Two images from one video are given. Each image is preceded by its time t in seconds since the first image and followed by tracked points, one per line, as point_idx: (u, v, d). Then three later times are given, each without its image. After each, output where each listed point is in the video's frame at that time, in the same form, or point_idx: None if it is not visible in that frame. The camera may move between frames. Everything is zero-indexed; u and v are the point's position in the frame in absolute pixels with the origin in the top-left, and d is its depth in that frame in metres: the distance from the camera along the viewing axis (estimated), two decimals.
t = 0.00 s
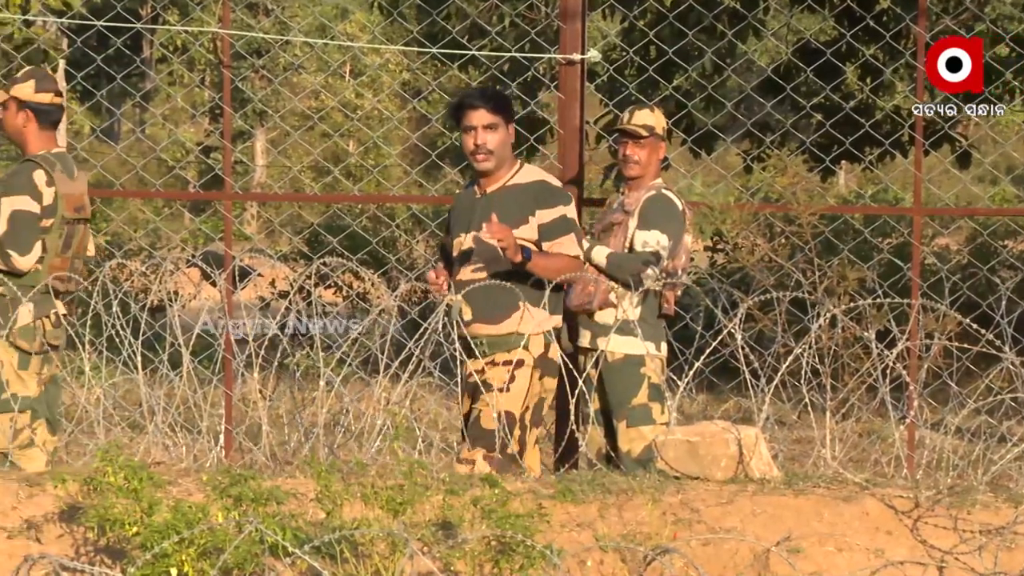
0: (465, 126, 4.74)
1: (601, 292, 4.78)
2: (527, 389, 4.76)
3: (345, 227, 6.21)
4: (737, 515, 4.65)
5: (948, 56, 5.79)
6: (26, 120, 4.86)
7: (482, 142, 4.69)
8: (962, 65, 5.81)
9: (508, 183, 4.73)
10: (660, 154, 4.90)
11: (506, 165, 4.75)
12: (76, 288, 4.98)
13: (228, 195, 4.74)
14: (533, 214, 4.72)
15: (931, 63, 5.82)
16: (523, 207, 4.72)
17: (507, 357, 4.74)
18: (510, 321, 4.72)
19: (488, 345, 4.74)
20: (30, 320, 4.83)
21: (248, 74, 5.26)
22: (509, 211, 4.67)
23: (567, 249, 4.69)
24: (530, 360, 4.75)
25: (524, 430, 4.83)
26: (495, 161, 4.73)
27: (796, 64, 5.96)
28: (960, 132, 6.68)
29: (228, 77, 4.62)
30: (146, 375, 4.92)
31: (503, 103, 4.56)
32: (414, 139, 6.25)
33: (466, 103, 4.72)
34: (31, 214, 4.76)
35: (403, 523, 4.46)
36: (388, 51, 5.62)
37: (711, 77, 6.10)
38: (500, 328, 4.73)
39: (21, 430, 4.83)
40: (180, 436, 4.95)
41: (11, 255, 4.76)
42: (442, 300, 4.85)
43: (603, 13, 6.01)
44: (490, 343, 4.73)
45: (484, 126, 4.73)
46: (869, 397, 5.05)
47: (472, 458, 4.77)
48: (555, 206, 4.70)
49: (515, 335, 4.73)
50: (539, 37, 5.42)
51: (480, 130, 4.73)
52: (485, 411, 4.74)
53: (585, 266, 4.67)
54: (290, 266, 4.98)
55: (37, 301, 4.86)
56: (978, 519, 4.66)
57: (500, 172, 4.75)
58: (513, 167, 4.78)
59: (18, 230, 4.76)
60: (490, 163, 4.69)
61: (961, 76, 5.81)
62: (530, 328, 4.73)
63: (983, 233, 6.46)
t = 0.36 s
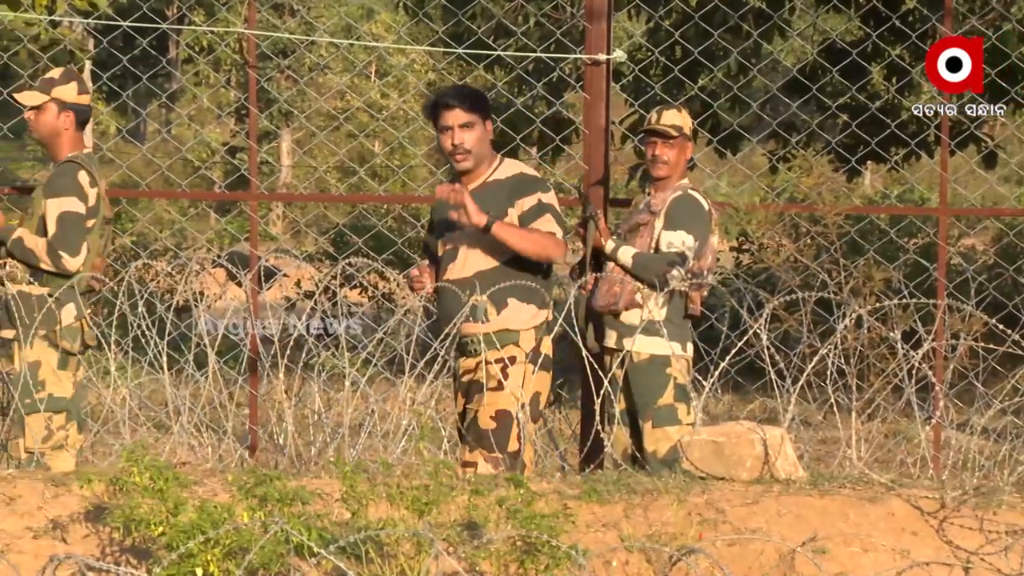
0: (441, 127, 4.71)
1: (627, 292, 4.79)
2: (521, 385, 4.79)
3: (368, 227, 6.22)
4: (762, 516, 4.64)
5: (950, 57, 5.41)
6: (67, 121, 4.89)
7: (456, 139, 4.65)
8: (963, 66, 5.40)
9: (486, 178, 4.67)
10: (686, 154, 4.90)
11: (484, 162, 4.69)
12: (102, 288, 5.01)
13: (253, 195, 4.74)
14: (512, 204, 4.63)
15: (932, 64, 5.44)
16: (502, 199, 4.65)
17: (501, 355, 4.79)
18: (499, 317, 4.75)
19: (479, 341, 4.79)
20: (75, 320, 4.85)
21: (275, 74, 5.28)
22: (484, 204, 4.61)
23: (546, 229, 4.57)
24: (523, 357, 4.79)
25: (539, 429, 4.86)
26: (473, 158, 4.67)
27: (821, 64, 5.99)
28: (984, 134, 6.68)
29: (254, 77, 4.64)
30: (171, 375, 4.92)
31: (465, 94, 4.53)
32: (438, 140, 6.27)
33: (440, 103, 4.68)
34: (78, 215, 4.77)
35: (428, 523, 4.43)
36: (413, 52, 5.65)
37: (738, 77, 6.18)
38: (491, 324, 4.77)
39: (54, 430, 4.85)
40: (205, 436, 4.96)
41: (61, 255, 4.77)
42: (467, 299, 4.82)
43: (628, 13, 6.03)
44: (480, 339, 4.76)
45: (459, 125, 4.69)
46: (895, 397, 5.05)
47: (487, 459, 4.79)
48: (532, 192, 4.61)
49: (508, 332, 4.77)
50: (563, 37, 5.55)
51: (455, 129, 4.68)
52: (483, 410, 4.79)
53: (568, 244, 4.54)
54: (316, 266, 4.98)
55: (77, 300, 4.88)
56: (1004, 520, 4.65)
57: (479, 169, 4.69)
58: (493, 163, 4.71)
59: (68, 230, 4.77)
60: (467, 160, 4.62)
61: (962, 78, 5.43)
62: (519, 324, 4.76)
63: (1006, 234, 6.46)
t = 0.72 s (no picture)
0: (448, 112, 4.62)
1: (648, 293, 4.79)
2: (515, 384, 4.73)
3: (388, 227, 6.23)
4: (783, 516, 4.62)
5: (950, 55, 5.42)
6: (100, 122, 4.96)
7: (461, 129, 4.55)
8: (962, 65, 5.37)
9: (488, 172, 4.58)
10: (707, 154, 4.90)
11: (486, 154, 4.60)
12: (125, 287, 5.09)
13: (275, 195, 4.74)
14: (510, 202, 4.54)
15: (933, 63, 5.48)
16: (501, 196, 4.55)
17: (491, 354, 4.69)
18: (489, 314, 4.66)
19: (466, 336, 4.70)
20: (104, 321, 4.96)
21: (297, 75, 5.32)
22: (482, 201, 4.52)
23: (541, 235, 4.49)
24: (514, 356, 4.70)
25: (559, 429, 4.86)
26: (476, 149, 4.58)
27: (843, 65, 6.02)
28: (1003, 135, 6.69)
29: (277, 78, 4.66)
30: (192, 375, 4.92)
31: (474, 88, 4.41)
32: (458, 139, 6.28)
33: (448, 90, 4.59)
34: (114, 216, 4.86)
35: (449, 523, 4.34)
36: (435, 52, 5.68)
37: (759, 77, 6.21)
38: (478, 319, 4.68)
39: (83, 431, 4.93)
40: (227, 436, 4.97)
41: (96, 256, 4.87)
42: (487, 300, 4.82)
43: (650, 13, 6.04)
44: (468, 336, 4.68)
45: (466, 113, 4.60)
46: (916, 397, 5.05)
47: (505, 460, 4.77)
48: (531, 193, 4.52)
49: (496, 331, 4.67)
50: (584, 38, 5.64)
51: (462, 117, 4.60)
52: (481, 412, 4.72)
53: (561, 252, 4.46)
54: (337, 266, 4.98)
55: (104, 300, 4.98)
56: None
57: (481, 160, 4.60)
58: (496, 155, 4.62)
59: (103, 231, 4.86)
60: (469, 149, 4.56)
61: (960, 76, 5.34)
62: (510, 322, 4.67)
63: None
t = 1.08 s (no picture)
0: (462, 109, 4.62)
1: (670, 292, 4.78)
2: (523, 384, 4.72)
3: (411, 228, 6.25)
4: (806, 517, 4.61)
5: (950, 56, 5.52)
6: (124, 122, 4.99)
7: (479, 126, 4.56)
8: (963, 66, 5.47)
9: (504, 169, 4.59)
10: (729, 154, 4.89)
11: (501, 153, 4.61)
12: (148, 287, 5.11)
13: (298, 195, 4.76)
14: (527, 200, 4.56)
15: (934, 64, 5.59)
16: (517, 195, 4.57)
17: (498, 354, 4.69)
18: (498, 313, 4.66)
19: (471, 334, 4.69)
20: (128, 321, 4.98)
21: (320, 76, 5.36)
22: (500, 197, 4.53)
23: (560, 235, 4.52)
24: (520, 356, 4.70)
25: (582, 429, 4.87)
26: (490, 146, 4.59)
27: (867, 64, 6.08)
28: None
29: (301, 78, 4.69)
30: (215, 375, 4.92)
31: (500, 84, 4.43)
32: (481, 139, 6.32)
33: (464, 87, 4.59)
34: (138, 216, 4.89)
35: (472, 524, 4.29)
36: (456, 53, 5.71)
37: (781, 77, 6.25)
38: (484, 317, 4.68)
39: (105, 431, 4.93)
40: (249, 436, 4.98)
41: (121, 256, 4.90)
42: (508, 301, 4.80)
43: (673, 14, 6.08)
44: (476, 334, 4.68)
45: (481, 110, 4.61)
46: (940, 398, 5.05)
47: (528, 461, 4.77)
48: (551, 192, 4.55)
49: (505, 330, 4.67)
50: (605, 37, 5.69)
51: (476, 113, 4.60)
52: (490, 413, 4.69)
53: (579, 253, 4.50)
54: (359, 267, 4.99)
55: (128, 301, 5.01)
56: None
57: (495, 158, 4.61)
58: (509, 155, 4.63)
59: (128, 231, 4.88)
60: (484, 146, 4.57)
61: (961, 77, 5.46)
62: (519, 321, 4.67)
63: None
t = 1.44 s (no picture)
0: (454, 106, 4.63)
1: (690, 291, 4.78)
2: (525, 381, 4.64)
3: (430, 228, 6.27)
4: (825, 517, 4.59)
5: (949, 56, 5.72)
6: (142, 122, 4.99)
7: (472, 124, 4.57)
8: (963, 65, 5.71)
9: (494, 169, 4.61)
10: (751, 153, 4.88)
11: (490, 152, 4.63)
12: (166, 288, 5.10)
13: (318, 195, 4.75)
14: (517, 202, 4.58)
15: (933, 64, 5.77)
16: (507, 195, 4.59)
17: (498, 353, 4.60)
18: (494, 312, 4.58)
19: (470, 336, 4.60)
20: (147, 321, 4.97)
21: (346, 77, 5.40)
22: (491, 199, 4.55)
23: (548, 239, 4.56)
24: (520, 354, 4.62)
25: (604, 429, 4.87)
26: (481, 144, 4.61)
27: (887, 64, 6.11)
28: None
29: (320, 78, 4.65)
30: (235, 375, 4.92)
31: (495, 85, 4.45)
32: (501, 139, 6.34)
33: (456, 84, 4.61)
34: (156, 216, 4.88)
35: (491, 525, 4.21)
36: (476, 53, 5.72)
37: (802, 77, 6.29)
38: (482, 318, 4.58)
39: (123, 430, 4.93)
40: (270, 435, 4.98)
41: (140, 256, 4.89)
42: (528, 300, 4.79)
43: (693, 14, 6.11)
44: (474, 335, 4.59)
45: (473, 107, 4.63)
46: (960, 398, 5.05)
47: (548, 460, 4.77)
48: (541, 195, 4.57)
49: (504, 329, 4.59)
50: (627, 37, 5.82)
51: (469, 111, 4.62)
52: (494, 413, 4.62)
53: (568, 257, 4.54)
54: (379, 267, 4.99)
55: (147, 300, 4.99)
56: None
57: (485, 158, 4.62)
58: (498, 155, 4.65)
59: (146, 230, 4.87)
60: (476, 144, 4.59)
61: (962, 76, 5.72)
62: (518, 319, 4.58)
63: None
